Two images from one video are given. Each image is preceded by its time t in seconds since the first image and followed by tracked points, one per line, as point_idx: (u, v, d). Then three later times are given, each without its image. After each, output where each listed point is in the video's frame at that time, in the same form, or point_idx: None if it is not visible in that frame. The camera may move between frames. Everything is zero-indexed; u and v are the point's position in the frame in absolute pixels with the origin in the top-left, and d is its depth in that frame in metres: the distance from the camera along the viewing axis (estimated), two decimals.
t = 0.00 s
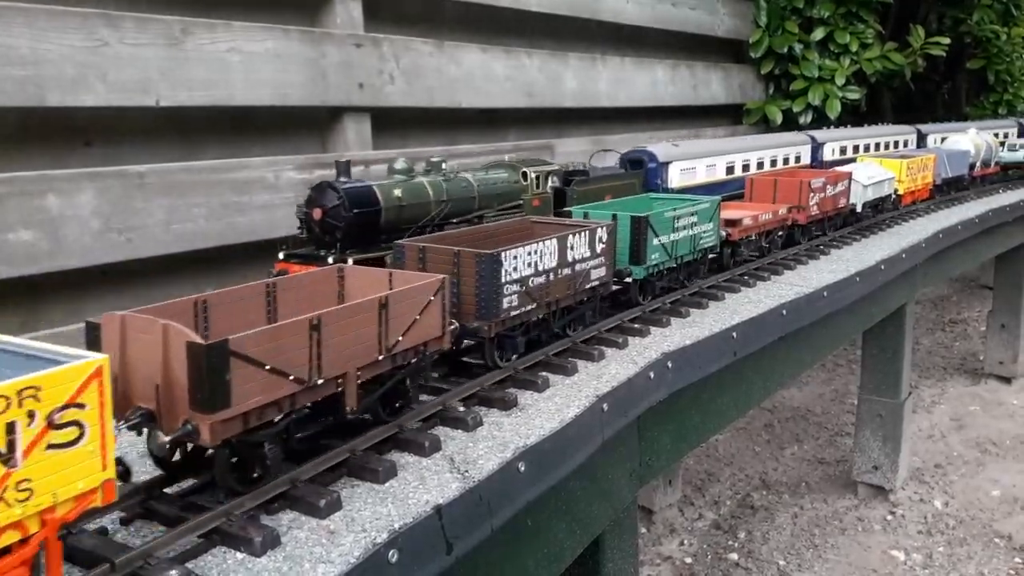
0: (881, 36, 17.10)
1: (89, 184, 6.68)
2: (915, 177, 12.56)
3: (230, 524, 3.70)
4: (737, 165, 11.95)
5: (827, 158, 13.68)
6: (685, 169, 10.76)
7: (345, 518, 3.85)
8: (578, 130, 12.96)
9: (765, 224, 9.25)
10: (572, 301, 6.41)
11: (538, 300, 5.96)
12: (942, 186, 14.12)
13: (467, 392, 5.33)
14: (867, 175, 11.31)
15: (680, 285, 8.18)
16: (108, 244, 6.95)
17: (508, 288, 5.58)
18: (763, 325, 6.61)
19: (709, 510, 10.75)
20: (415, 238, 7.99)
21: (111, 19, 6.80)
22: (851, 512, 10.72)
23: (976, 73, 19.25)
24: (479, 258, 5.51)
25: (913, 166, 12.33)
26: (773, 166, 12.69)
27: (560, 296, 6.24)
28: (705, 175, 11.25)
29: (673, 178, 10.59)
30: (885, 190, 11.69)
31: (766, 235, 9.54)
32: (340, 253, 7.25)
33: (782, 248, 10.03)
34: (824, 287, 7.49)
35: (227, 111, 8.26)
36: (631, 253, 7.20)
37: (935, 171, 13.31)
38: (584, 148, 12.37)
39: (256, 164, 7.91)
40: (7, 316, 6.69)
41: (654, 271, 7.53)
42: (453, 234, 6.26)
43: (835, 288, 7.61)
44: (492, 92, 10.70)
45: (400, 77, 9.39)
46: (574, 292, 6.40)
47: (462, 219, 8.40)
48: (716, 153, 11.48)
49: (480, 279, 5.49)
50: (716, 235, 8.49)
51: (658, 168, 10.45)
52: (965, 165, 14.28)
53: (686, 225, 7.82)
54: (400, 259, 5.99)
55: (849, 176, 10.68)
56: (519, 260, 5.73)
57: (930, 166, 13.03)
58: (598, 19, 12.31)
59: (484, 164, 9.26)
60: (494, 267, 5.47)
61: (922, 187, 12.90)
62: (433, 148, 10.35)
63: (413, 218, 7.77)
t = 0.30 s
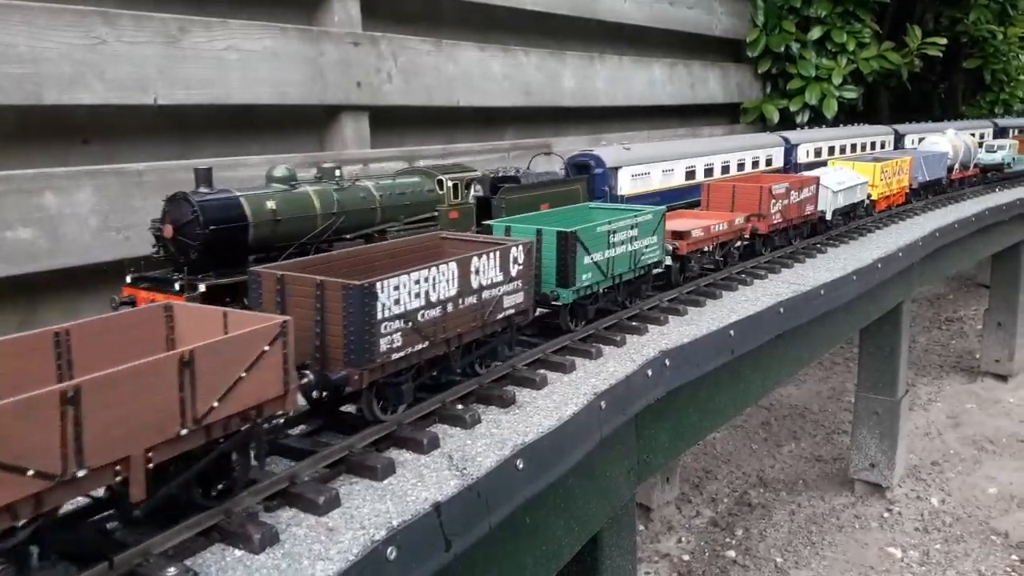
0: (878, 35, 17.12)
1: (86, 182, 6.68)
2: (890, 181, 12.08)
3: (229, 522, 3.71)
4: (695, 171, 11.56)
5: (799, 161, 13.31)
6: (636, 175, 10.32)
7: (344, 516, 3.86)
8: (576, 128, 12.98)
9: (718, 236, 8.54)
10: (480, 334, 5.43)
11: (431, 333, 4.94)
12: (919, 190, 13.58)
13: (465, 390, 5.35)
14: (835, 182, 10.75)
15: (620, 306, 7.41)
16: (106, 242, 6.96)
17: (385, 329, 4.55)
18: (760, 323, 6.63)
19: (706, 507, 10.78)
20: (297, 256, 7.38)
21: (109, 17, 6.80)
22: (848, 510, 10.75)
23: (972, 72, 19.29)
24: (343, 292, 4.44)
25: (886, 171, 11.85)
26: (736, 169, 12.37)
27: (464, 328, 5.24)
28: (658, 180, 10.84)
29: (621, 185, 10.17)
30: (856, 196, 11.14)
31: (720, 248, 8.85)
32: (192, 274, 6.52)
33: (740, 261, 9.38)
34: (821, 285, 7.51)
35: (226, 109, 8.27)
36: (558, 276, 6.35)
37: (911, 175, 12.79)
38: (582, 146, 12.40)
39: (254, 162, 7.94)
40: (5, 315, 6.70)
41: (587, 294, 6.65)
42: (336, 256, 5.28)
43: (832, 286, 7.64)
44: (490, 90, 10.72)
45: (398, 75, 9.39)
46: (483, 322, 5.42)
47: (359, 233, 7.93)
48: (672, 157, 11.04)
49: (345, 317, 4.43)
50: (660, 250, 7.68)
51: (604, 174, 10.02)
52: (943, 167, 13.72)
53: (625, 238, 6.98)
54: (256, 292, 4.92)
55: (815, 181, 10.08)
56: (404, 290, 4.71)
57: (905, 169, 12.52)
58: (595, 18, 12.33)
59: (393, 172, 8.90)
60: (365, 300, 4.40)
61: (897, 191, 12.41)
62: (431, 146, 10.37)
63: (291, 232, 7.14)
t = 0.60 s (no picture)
0: (881, 32, 17.07)
1: (88, 180, 6.78)
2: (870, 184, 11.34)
3: (232, 519, 3.71)
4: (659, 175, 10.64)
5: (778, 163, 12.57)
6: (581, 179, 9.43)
7: (347, 513, 3.87)
8: (578, 126, 12.96)
9: (670, 248, 7.74)
10: (352, 386, 4.46)
11: (277, 390, 3.97)
12: (902, 193, 12.77)
13: (468, 387, 5.34)
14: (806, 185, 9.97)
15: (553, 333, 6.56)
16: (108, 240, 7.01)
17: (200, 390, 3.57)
18: (763, 320, 6.62)
19: (709, 505, 10.78)
20: (143, 278, 6.64)
21: (111, 16, 6.81)
22: (851, 507, 10.74)
23: (975, 69, 19.24)
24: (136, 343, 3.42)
25: (865, 174, 11.13)
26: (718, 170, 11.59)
27: (329, 379, 4.28)
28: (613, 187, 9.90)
29: (565, 191, 9.31)
30: (831, 202, 10.36)
31: (675, 262, 8.04)
32: None
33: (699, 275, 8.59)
34: (824, 282, 7.50)
35: (228, 107, 8.27)
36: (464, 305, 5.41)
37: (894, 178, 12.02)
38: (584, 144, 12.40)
39: (254, 160, 8.00)
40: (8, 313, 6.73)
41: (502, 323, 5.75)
42: (174, 289, 4.34)
43: (834, 284, 7.62)
44: (492, 88, 10.71)
45: (400, 73, 9.39)
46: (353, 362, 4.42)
47: (225, 249, 7.07)
48: (631, 161, 10.11)
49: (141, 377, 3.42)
50: (597, 268, 6.82)
51: (545, 180, 9.20)
52: (927, 169, 12.90)
53: (549, 257, 6.12)
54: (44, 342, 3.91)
55: (782, 186, 9.38)
56: (233, 338, 3.74)
57: (887, 171, 11.75)
58: (598, 15, 12.31)
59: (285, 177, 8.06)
60: (165, 357, 3.40)
61: (877, 195, 11.66)
62: (433, 143, 10.37)
63: (128, 254, 6.34)
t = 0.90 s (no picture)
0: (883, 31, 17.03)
1: (91, 179, 6.83)
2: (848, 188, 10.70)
3: (235, 517, 3.72)
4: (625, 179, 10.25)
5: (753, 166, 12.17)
6: (517, 187, 8.96)
7: (349, 511, 3.87)
8: (580, 124, 12.96)
9: (614, 267, 6.89)
10: (143, 475, 3.57)
11: (20, 491, 3.06)
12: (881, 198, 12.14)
13: (470, 386, 5.34)
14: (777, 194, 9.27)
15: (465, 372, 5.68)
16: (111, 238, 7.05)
17: None
18: (765, 319, 6.62)
19: (711, 503, 10.78)
20: None
21: (113, 15, 6.82)
22: (853, 506, 10.73)
23: (978, 67, 19.21)
24: None
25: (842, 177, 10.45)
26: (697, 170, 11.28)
27: (110, 467, 3.39)
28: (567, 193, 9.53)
29: (496, 200, 8.77)
30: (802, 209, 9.68)
31: (618, 281, 7.18)
32: None
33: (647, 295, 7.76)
34: (826, 281, 7.49)
35: (231, 106, 8.28)
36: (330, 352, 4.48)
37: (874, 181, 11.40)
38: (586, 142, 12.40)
39: (258, 159, 8.03)
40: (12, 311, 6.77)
41: (387, 370, 4.77)
42: None
43: (836, 283, 7.61)
44: (494, 87, 10.72)
45: (402, 72, 9.40)
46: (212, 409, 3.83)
47: (45, 276, 6.05)
48: (576, 166, 9.58)
49: None
50: (517, 295, 5.86)
51: (471, 187, 8.66)
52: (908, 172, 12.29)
53: (449, 289, 5.12)
54: None
55: (744, 194, 8.63)
56: None
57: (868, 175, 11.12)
58: (600, 14, 12.30)
59: (144, 189, 7.02)
60: None
61: (856, 201, 11.03)
62: (435, 142, 10.38)
63: None
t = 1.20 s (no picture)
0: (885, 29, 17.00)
1: (92, 179, 6.81)
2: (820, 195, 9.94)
3: (236, 517, 3.72)
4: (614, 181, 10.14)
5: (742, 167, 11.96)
6: (430, 199, 8.15)
7: (350, 511, 3.87)
8: (581, 123, 12.95)
9: (536, 295, 5.93)
10: None
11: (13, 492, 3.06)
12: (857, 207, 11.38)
13: (471, 385, 5.34)
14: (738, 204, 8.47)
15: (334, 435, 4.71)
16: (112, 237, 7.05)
17: None
18: (767, 319, 6.61)
19: (712, 503, 10.78)
20: None
21: (114, 14, 6.81)
22: (855, 505, 10.73)
23: (979, 66, 19.19)
24: None
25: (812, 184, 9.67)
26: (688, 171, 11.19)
27: None
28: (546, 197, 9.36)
29: (405, 212, 7.97)
30: (766, 219, 8.98)
31: (544, 309, 6.28)
32: None
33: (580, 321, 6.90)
34: (827, 280, 7.49)
35: (231, 105, 8.28)
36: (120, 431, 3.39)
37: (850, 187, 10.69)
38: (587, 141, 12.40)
39: (259, 158, 8.04)
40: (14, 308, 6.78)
41: (205, 448, 3.71)
42: None
43: (838, 282, 7.60)
44: (495, 86, 10.71)
45: (403, 71, 9.40)
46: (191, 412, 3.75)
47: None
48: (507, 174, 8.86)
49: None
50: (402, 339, 4.80)
51: (375, 199, 7.79)
52: (888, 176, 11.59)
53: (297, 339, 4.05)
54: None
55: (698, 204, 7.80)
56: None
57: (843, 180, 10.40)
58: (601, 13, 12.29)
59: None
60: None
61: (831, 209, 10.29)
62: (436, 142, 10.37)
63: None
